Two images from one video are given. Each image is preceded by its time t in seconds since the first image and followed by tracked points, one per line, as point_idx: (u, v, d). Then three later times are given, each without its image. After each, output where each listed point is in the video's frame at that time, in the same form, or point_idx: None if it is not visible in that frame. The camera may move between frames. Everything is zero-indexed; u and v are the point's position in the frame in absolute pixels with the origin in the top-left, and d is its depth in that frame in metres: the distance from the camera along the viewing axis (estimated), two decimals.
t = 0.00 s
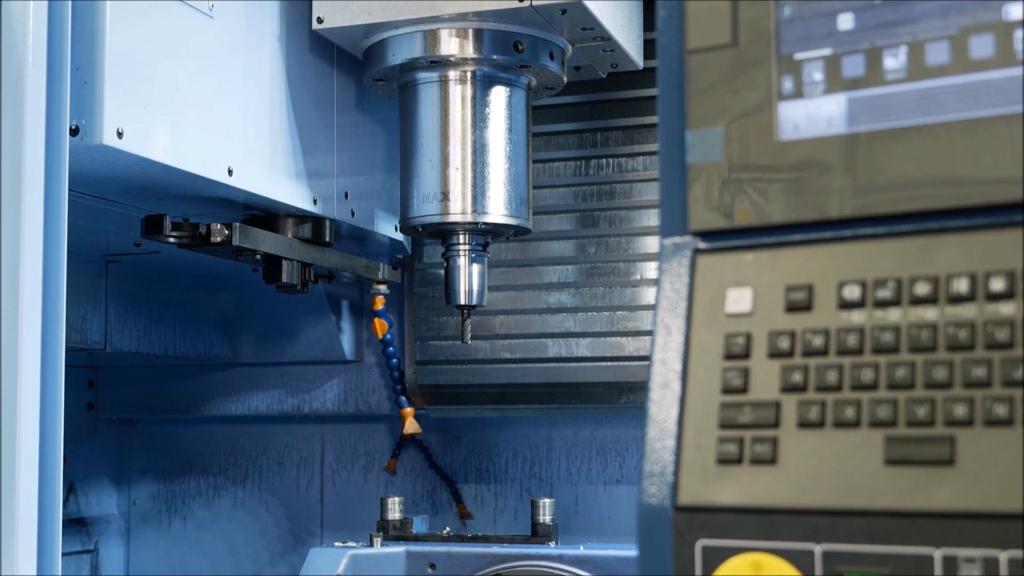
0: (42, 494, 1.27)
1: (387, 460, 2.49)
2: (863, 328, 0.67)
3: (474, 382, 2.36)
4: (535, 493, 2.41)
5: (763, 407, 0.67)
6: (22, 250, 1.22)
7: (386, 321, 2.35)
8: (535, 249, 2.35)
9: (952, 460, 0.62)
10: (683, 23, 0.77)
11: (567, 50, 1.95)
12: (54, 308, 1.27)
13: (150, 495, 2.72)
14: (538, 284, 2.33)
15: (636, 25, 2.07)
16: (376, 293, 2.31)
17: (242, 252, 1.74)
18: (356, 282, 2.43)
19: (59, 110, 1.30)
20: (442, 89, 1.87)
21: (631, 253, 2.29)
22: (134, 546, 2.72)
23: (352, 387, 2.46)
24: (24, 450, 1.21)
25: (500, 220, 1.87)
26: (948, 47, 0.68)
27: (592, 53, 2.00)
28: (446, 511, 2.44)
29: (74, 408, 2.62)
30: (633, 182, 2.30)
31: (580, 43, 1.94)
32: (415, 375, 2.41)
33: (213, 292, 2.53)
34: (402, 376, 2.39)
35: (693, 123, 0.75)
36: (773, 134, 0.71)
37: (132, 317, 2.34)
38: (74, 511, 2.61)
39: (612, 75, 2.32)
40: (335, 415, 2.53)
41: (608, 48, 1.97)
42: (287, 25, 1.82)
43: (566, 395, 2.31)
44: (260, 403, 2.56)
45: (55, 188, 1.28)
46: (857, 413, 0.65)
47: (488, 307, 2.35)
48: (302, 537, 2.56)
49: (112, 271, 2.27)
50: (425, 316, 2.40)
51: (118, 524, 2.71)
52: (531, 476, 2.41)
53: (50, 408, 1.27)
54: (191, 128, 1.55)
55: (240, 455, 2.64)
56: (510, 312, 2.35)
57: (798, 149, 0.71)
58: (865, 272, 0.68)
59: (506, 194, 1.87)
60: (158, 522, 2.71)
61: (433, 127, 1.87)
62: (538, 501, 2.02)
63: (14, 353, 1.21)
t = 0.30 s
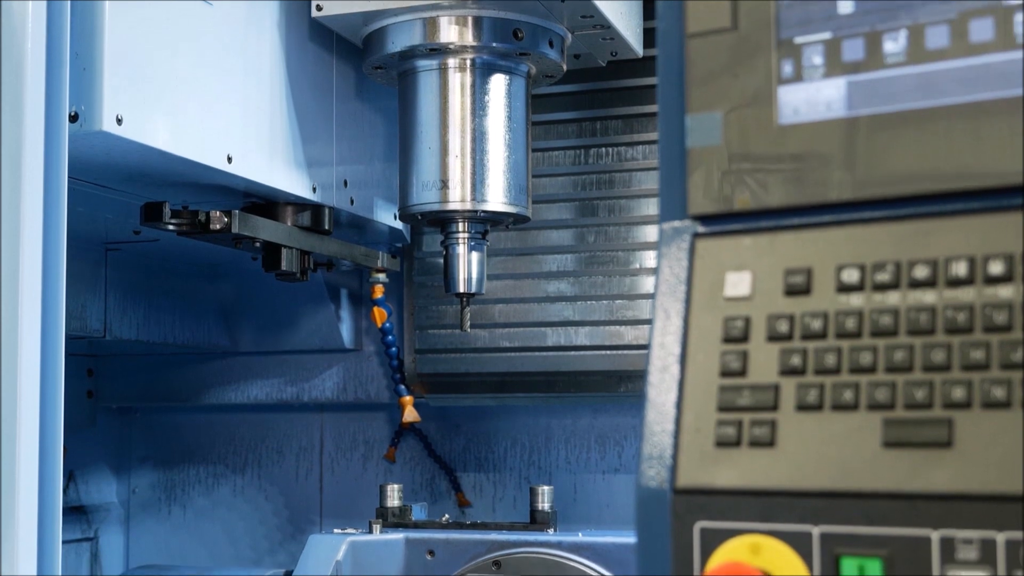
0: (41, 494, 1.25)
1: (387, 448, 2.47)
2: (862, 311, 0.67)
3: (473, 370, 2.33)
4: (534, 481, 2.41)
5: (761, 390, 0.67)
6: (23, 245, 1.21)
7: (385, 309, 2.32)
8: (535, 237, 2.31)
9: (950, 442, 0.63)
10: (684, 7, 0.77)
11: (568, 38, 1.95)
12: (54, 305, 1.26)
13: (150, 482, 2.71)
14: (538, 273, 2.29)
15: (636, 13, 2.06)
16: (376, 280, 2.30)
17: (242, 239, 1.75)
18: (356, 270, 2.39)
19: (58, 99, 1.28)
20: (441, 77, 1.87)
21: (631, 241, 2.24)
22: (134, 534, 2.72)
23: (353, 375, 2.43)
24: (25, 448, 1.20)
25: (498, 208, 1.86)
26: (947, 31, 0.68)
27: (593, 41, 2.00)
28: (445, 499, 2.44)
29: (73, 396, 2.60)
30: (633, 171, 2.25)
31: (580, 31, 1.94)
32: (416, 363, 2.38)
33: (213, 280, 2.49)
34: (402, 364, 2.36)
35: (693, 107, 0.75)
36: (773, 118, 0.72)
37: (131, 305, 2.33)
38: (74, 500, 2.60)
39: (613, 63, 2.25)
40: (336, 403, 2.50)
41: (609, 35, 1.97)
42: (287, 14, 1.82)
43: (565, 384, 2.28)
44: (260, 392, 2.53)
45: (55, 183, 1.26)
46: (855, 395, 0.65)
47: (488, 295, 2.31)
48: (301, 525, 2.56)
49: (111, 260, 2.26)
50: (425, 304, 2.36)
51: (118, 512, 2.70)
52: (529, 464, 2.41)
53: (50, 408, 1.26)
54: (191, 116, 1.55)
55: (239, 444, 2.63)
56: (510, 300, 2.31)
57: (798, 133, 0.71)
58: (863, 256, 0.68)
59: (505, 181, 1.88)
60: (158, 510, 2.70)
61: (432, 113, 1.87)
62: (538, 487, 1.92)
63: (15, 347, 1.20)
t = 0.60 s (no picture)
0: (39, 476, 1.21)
1: (387, 423, 2.43)
2: (860, 278, 0.67)
3: (470, 344, 2.30)
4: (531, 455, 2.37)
5: (758, 356, 0.68)
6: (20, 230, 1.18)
7: (383, 283, 2.28)
8: (533, 212, 2.28)
9: (946, 407, 0.63)
10: None
11: (566, 12, 1.95)
12: (52, 293, 1.23)
13: (148, 456, 2.68)
14: (536, 247, 2.27)
15: None
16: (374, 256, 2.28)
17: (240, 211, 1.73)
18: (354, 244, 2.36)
19: (55, 81, 1.25)
20: (440, 49, 1.86)
21: (628, 216, 2.22)
22: (132, 508, 2.68)
23: (350, 349, 2.40)
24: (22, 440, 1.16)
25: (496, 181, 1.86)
26: None
27: (591, 14, 2.00)
28: (444, 472, 2.41)
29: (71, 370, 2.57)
30: (631, 145, 2.23)
31: (579, 4, 1.94)
32: (412, 337, 2.35)
33: (211, 254, 2.48)
34: (398, 336, 2.31)
35: (692, 75, 0.75)
36: (772, 84, 0.72)
37: (129, 278, 2.30)
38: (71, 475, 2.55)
39: (612, 37, 2.24)
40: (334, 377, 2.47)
41: (607, 9, 1.97)
42: None
43: (563, 358, 2.26)
44: (259, 365, 2.50)
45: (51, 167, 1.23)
46: (852, 361, 0.66)
47: (485, 269, 2.29)
48: (299, 499, 2.53)
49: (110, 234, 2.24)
50: (423, 279, 2.35)
51: (117, 486, 2.66)
52: (527, 439, 2.37)
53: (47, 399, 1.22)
54: (189, 88, 1.54)
55: (237, 419, 2.60)
56: (509, 274, 2.28)
57: (796, 100, 0.71)
58: (861, 223, 0.68)
59: (503, 154, 1.87)
60: (156, 485, 2.67)
61: (432, 85, 1.86)
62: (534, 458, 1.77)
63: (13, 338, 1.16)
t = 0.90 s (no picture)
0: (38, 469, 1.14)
1: (383, 395, 2.09)
2: (855, 242, 0.67)
3: (470, 317, 1.96)
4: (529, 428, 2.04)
5: (755, 320, 0.68)
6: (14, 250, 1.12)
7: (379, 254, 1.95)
8: (529, 182, 1.95)
9: (941, 370, 0.63)
10: None
11: None
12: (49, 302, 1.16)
13: (146, 429, 2.28)
14: (532, 220, 1.94)
15: None
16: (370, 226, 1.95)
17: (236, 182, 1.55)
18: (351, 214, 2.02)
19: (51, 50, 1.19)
20: (438, 19, 1.66)
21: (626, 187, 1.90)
22: (131, 484, 2.28)
23: (346, 320, 2.05)
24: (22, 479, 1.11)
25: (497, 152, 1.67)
26: None
27: None
28: (441, 444, 2.07)
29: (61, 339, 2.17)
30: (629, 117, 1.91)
31: None
32: (412, 310, 2.00)
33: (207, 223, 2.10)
34: (396, 309, 1.98)
35: (689, 40, 0.75)
36: (769, 49, 0.72)
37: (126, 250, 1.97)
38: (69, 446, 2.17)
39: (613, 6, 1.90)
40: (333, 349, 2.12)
41: None
42: None
43: (562, 331, 1.94)
44: (256, 337, 2.14)
45: (49, 182, 1.16)
46: (848, 324, 0.66)
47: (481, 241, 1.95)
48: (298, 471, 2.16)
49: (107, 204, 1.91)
50: (420, 251, 1.99)
51: (115, 459, 2.27)
52: (524, 411, 2.04)
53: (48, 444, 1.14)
54: (186, 56, 1.38)
55: (236, 392, 2.22)
56: (504, 246, 1.95)
57: (792, 64, 0.71)
58: (857, 187, 0.68)
59: (501, 125, 1.67)
60: (155, 462, 2.27)
61: (427, 52, 1.67)
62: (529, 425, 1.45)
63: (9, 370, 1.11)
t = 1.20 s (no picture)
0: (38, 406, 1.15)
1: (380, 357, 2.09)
2: (853, 193, 0.67)
3: (467, 279, 1.95)
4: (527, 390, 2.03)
5: (752, 271, 0.68)
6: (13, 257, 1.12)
7: (377, 217, 1.93)
8: (527, 146, 1.93)
9: (937, 320, 0.64)
10: None
11: None
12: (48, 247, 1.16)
13: (144, 392, 2.28)
14: (531, 181, 1.92)
15: None
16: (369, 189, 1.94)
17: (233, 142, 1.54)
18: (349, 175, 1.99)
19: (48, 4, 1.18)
20: None
21: (625, 149, 1.88)
22: (129, 447, 2.28)
23: (344, 282, 2.03)
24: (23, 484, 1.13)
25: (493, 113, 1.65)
26: None
27: None
28: (439, 406, 2.06)
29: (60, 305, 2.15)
30: (627, 79, 1.89)
31: None
32: (408, 273, 1.99)
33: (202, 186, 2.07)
34: (393, 272, 1.97)
35: None
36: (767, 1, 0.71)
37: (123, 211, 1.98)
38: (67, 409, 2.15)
39: None
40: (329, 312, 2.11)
41: None
42: None
43: (562, 294, 1.93)
44: (253, 300, 2.11)
45: (46, 183, 1.16)
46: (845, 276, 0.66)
47: (479, 203, 1.94)
48: (297, 434, 2.16)
49: (104, 165, 1.92)
50: (416, 213, 1.98)
51: (112, 422, 2.26)
52: (522, 373, 2.03)
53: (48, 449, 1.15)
54: (181, 13, 1.37)
55: (236, 354, 2.21)
56: (503, 208, 1.94)
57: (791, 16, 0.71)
58: (854, 139, 0.68)
59: (499, 84, 1.66)
60: (153, 424, 2.27)
61: (427, 17, 1.66)
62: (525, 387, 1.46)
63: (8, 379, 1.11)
